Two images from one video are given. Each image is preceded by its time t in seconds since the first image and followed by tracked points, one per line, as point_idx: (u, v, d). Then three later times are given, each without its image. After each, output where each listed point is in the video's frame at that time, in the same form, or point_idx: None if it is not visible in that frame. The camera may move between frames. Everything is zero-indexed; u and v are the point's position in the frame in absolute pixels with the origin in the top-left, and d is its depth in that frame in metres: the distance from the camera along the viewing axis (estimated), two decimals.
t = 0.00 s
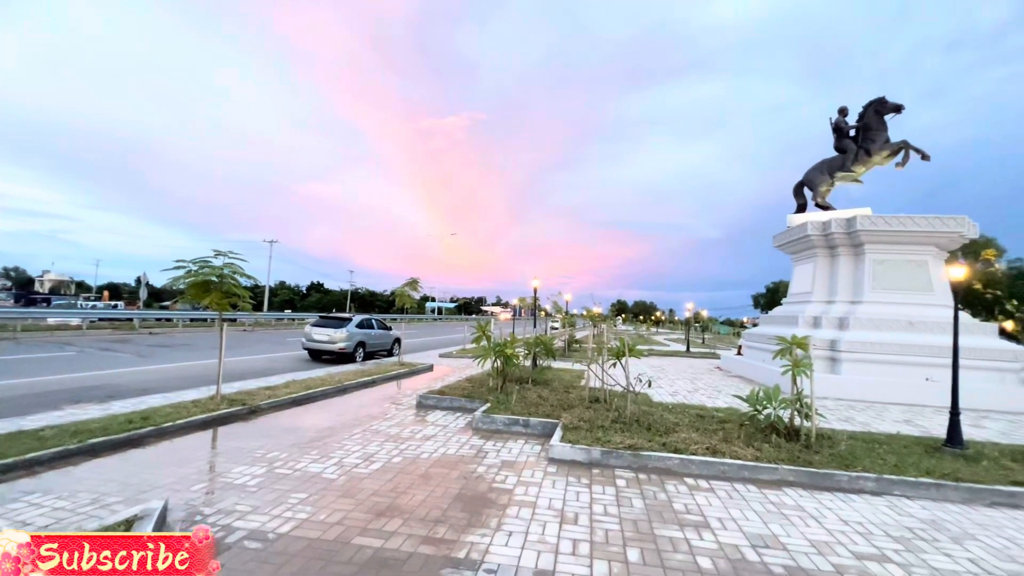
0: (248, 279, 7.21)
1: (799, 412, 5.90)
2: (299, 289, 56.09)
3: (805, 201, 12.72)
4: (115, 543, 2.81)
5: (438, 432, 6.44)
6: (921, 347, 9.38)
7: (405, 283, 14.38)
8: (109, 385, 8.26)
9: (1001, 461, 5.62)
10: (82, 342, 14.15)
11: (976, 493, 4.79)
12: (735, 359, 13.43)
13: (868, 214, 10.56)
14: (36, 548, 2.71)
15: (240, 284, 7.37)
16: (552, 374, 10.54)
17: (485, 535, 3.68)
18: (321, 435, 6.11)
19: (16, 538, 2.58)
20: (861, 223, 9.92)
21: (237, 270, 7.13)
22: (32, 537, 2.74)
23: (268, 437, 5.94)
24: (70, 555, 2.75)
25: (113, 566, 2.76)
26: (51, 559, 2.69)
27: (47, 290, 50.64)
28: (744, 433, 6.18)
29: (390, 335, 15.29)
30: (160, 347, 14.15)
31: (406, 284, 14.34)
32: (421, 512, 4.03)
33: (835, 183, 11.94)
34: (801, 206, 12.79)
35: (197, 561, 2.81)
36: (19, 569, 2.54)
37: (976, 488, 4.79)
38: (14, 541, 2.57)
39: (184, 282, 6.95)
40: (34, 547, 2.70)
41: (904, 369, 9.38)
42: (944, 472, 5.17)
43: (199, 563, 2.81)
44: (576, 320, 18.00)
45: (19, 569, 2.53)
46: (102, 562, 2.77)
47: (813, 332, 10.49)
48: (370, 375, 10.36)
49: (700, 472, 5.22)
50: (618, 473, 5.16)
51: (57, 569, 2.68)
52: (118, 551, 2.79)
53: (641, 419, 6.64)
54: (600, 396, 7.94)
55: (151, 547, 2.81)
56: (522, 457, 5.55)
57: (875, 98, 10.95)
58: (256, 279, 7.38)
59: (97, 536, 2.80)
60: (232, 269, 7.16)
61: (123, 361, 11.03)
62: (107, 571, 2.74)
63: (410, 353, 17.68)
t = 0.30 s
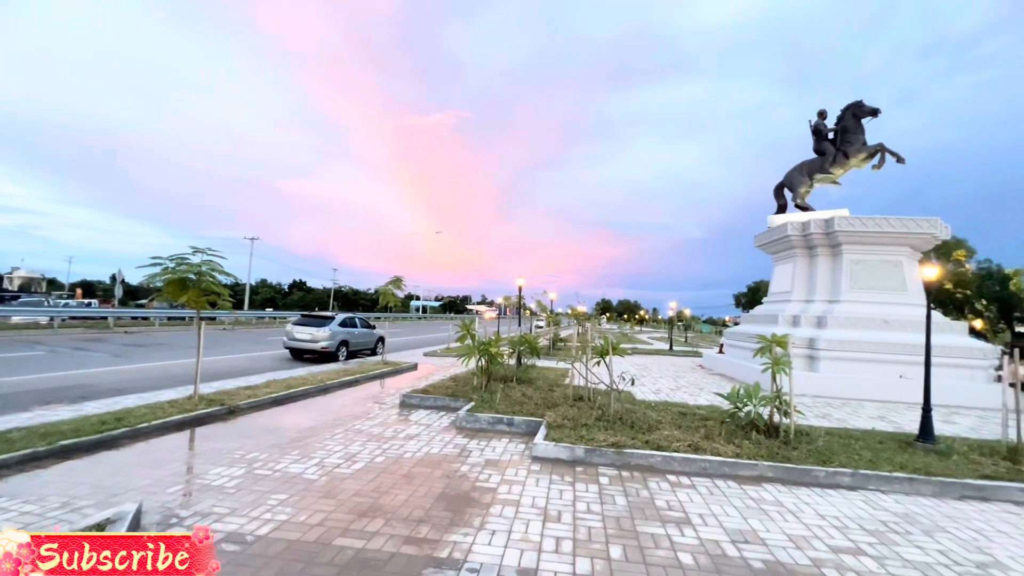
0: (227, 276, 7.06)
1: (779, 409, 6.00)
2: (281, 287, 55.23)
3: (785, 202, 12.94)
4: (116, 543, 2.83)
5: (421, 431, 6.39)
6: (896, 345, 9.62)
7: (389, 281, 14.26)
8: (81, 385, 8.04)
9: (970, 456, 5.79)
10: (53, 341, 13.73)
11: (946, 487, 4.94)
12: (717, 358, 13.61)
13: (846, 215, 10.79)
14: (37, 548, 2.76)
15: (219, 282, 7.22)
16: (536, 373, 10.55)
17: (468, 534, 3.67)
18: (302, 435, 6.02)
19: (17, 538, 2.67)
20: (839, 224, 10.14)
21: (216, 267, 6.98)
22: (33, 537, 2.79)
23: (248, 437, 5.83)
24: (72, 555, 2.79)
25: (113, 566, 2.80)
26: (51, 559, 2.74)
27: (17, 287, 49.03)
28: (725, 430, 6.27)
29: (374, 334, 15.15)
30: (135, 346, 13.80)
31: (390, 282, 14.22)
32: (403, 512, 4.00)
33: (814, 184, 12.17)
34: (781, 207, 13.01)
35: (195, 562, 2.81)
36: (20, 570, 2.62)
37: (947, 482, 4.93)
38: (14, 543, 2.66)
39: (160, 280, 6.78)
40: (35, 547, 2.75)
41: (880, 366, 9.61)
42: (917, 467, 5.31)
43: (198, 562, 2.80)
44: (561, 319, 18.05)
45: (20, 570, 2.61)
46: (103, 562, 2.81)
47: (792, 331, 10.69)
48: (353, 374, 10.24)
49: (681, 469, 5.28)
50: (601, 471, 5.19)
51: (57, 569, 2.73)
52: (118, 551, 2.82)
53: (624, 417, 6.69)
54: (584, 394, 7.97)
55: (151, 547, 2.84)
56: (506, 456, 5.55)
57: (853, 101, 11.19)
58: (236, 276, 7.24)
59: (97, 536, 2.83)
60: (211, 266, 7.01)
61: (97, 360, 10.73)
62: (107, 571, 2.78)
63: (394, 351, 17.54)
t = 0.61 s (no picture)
0: (204, 274, 6.90)
1: (759, 406, 6.08)
2: (262, 286, 54.30)
3: (766, 203, 13.13)
4: (116, 543, 2.90)
5: (404, 431, 6.33)
6: (872, 344, 9.84)
7: (372, 280, 14.10)
8: (51, 386, 7.77)
9: (943, 451, 5.95)
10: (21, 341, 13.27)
11: (920, 481, 5.06)
12: (700, 356, 13.75)
13: (825, 216, 11.00)
14: (36, 547, 2.78)
15: (196, 280, 7.05)
16: (520, 372, 10.53)
17: (450, 534, 3.64)
18: (281, 436, 5.91)
19: (18, 537, 2.68)
20: (818, 224, 10.33)
21: (193, 265, 6.81)
22: (32, 537, 2.81)
23: (225, 439, 5.69)
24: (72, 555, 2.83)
25: (114, 565, 2.87)
26: (52, 559, 2.78)
27: None
28: (708, 428, 6.33)
29: (357, 333, 14.97)
30: (109, 346, 13.41)
31: (373, 281, 14.06)
32: (385, 513, 3.95)
33: (794, 185, 12.37)
34: (762, 208, 13.20)
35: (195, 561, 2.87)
36: (19, 570, 2.64)
37: (921, 477, 5.05)
38: (13, 543, 2.67)
39: (134, 278, 6.59)
40: (35, 547, 2.78)
41: (857, 364, 9.82)
42: (892, 462, 5.43)
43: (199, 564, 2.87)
44: (546, 318, 18.07)
45: (20, 570, 2.63)
46: (102, 561, 2.87)
47: (773, 330, 10.85)
48: (335, 374, 10.10)
49: (664, 466, 5.31)
50: (584, 469, 5.19)
51: (57, 569, 2.78)
52: (118, 551, 2.89)
53: (608, 416, 6.71)
54: (568, 393, 7.98)
55: (151, 547, 2.94)
56: (490, 455, 5.52)
57: (832, 104, 11.40)
58: (213, 274, 7.07)
59: (97, 536, 2.89)
60: (187, 264, 6.83)
61: (68, 361, 10.40)
62: (107, 571, 2.85)
63: (378, 351, 17.36)
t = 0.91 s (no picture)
0: (182, 273, 6.76)
1: (740, 404, 6.18)
2: (243, 285, 53.37)
3: (748, 204, 13.35)
4: (115, 543, 3.07)
5: (388, 431, 6.28)
6: (849, 343, 10.07)
7: (355, 279, 13.96)
8: (21, 388, 7.53)
9: (915, 447, 6.11)
10: None
11: (894, 477, 5.19)
12: (683, 355, 13.92)
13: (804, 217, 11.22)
14: (36, 547, 2.94)
15: (173, 280, 6.90)
16: (505, 371, 10.53)
17: (433, 535, 3.62)
18: (262, 438, 5.82)
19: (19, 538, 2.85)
20: (798, 226, 10.54)
21: (170, 264, 6.67)
22: (32, 537, 2.96)
23: (203, 441, 5.58)
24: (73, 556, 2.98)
25: (113, 566, 3.01)
26: (51, 560, 2.93)
27: None
28: (690, 426, 6.41)
29: (340, 333, 14.81)
30: (82, 346, 13.05)
31: (357, 280, 13.92)
32: (367, 515, 3.91)
33: (775, 187, 12.58)
34: (744, 209, 13.40)
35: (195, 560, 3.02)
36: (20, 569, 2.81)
37: (894, 473, 5.19)
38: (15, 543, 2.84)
39: (109, 277, 6.43)
40: (35, 547, 2.93)
41: (835, 363, 10.03)
42: (867, 458, 5.57)
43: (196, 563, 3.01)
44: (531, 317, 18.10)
45: (19, 570, 2.80)
46: (102, 562, 3.01)
47: (754, 329, 11.03)
48: (317, 374, 9.98)
49: (647, 465, 5.36)
50: (568, 468, 5.22)
51: (56, 569, 2.91)
52: (118, 551, 3.05)
53: (592, 415, 6.75)
54: (553, 392, 8.01)
55: (150, 547, 3.09)
56: (474, 455, 5.51)
57: (811, 108, 11.63)
58: (191, 273, 6.93)
59: (97, 536, 3.05)
60: (164, 262, 6.69)
61: (39, 362, 10.09)
62: (107, 570, 2.98)
63: (361, 351, 17.19)
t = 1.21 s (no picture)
0: (158, 272, 6.60)
1: (720, 403, 6.28)
2: (222, 284, 52.36)
3: (729, 205, 13.57)
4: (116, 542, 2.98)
5: (370, 432, 6.23)
6: (826, 342, 10.31)
7: (338, 279, 13.80)
8: None
9: (888, 443, 6.29)
10: None
11: (867, 473, 5.33)
12: (665, 355, 14.08)
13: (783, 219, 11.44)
14: (36, 548, 2.89)
15: (148, 279, 6.74)
16: (489, 371, 10.52)
17: (415, 536, 3.61)
18: (240, 440, 5.72)
19: (17, 539, 2.78)
20: (777, 227, 10.75)
21: (145, 263, 6.51)
22: (32, 537, 2.92)
23: (179, 444, 5.47)
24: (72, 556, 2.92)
25: (113, 566, 2.92)
26: (51, 559, 2.89)
27: None
28: (671, 425, 6.49)
29: (322, 333, 14.63)
30: (53, 347, 12.66)
31: (339, 279, 13.77)
32: (349, 517, 3.87)
33: (755, 189, 12.80)
34: (725, 210, 13.62)
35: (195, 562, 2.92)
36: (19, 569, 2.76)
37: (868, 469, 5.33)
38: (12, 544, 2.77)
39: (80, 275, 6.24)
40: (35, 547, 2.89)
41: (812, 362, 10.26)
42: (842, 455, 5.71)
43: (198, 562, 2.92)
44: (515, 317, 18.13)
45: (19, 570, 2.75)
46: (102, 562, 2.93)
47: (734, 329, 11.23)
48: (298, 375, 9.84)
49: (629, 463, 5.41)
50: (551, 468, 5.24)
51: (56, 569, 2.86)
52: (118, 551, 2.95)
53: (575, 414, 6.79)
54: (536, 392, 8.04)
55: (151, 547, 2.98)
56: (457, 456, 5.50)
57: (790, 112, 11.88)
58: (167, 272, 6.77)
59: (97, 536, 2.99)
60: (139, 261, 6.52)
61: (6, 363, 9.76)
62: (107, 570, 2.90)
63: (344, 351, 17.01)
